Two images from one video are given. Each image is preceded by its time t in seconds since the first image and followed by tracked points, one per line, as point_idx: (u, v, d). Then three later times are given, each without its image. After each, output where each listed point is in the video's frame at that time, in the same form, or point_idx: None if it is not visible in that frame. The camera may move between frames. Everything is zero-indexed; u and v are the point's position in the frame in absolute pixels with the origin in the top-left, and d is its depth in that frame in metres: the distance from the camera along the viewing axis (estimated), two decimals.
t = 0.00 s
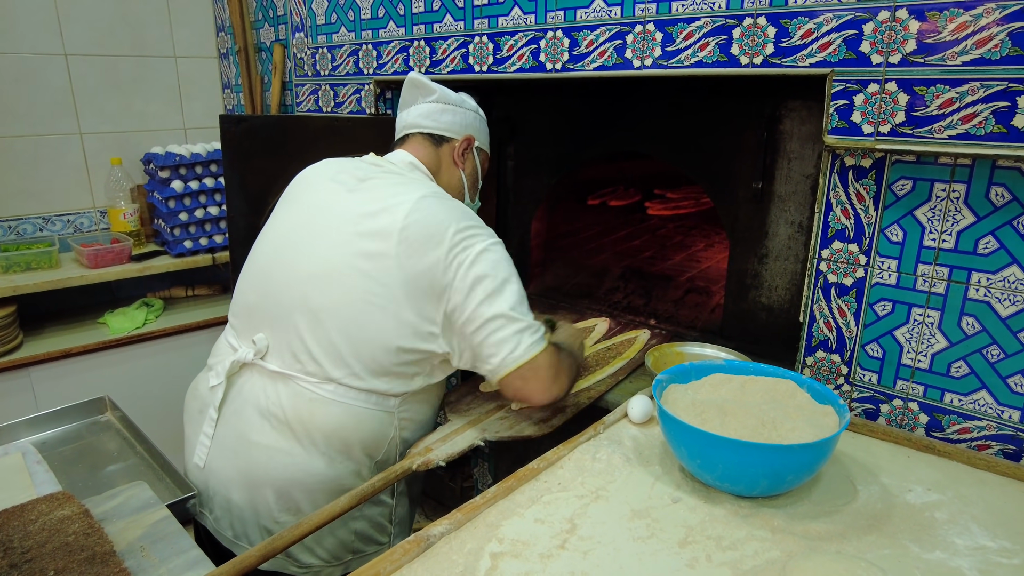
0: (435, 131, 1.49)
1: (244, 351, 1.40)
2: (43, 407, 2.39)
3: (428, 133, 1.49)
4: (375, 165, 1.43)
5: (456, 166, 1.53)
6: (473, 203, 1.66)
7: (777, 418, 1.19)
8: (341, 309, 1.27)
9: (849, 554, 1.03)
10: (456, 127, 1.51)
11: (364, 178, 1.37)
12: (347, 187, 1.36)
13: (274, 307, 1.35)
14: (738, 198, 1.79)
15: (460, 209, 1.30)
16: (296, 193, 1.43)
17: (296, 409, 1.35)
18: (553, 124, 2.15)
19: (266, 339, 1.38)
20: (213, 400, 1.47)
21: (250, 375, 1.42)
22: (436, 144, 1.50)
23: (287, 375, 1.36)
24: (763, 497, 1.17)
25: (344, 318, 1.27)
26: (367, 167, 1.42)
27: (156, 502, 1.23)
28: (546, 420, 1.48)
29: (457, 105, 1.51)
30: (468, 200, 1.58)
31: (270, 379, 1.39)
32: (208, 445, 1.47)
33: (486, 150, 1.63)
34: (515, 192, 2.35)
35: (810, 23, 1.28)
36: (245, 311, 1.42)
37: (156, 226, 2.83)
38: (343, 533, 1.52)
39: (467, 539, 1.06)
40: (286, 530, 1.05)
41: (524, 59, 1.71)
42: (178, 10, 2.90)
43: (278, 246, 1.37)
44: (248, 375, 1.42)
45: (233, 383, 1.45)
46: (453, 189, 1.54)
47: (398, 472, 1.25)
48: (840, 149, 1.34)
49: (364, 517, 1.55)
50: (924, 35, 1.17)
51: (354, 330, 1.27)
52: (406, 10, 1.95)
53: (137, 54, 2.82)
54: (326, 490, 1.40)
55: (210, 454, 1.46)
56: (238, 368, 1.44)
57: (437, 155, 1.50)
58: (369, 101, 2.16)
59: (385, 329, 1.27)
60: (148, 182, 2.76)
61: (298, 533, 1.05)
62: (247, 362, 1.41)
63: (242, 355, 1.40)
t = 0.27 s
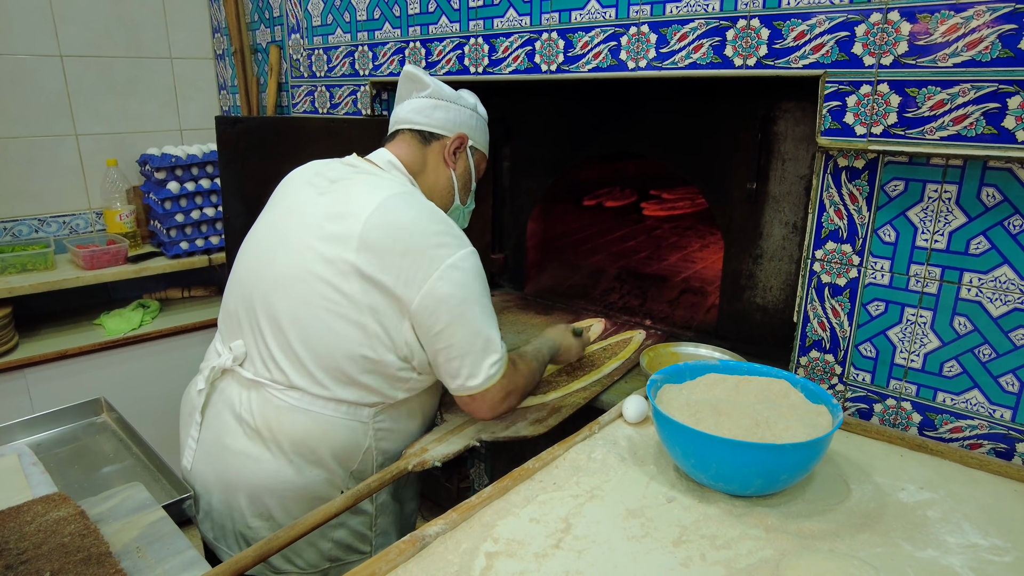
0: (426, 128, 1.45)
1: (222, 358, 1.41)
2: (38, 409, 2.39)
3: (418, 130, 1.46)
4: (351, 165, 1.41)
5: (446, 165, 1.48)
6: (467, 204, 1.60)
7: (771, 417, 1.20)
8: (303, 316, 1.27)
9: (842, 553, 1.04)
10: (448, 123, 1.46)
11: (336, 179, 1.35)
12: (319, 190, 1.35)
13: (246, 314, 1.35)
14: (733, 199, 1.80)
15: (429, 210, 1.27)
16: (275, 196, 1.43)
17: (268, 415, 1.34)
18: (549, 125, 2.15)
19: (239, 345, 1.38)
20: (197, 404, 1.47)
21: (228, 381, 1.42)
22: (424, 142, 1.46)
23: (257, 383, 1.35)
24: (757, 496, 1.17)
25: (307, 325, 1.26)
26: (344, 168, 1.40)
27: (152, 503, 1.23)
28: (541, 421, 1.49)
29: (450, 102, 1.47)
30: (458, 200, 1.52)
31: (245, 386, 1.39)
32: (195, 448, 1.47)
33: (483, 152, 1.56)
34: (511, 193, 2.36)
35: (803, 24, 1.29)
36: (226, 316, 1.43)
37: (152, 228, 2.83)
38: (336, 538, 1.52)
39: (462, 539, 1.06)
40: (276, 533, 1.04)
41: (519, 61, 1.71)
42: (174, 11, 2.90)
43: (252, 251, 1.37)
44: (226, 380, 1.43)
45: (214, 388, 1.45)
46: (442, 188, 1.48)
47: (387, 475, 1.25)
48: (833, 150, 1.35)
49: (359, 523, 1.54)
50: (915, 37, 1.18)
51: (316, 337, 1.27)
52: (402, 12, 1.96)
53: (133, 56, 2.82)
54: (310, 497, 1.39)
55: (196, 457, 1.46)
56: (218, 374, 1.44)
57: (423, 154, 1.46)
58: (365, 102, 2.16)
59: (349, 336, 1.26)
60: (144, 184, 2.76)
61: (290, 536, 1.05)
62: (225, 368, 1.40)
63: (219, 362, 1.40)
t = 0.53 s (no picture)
0: (417, 130, 1.41)
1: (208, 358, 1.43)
2: (35, 410, 2.39)
3: (408, 131, 1.42)
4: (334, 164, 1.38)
5: (435, 170, 1.44)
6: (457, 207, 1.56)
7: (764, 418, 1.21)
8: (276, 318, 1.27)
9: (834, 552, 1.05)
10: (440, 127, 1.42)
11: (315, 179, 1.32)
12: (297, 189, 1.33)
13: (226, 315, 1.36)
14: (728, 200, 1.81)
15: (400, 214, 1.22)
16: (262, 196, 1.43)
17: (249, 414, 1.35)
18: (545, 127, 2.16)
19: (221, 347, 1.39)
20: (189, 404, 1.50)
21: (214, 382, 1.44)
22: (411, 144, 1.42)
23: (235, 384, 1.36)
24: (751, 496, 1.18)
25: (280, 331, 1.26)
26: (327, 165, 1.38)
27: (148, 504, 1.23)
28: (537, 422, 1.49)
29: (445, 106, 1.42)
30: (445, 205, 1.48)
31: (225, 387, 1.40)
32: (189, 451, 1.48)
33: (475, 157, 1.52)
34: (507, 195, 2.36)
35: (796, 27, 1.29)
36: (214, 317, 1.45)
37: (148, 229, 2.83)
38: (322, 538, 1.52)
39: (457, 539, 1.07)
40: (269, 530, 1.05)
41: (515, 63, 1.72)
42: (170, 13, 2.91)
43: (233, 251, 1.37)
44: (212, 381, 1.45)
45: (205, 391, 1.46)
46: (425, 191, 1.43)
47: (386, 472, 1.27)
48: (826, 152, 1.36)
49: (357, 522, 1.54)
50: (907, 40, 1.19)
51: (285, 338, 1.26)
52: (398, 14, 1.96)
53: (129, 57, 2.83)
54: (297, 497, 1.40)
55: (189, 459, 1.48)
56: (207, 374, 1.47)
57: (411, 157, 1.42)
58: (361, 104, 2.17)
59: (317, 341, 1.25)
60: (141, 185, 2.76)
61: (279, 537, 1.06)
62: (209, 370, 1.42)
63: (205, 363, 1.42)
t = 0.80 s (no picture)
0: (398, 130, 1.40)
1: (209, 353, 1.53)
2: (33, 413, 2.39)
3: (389, 130, 1.41)
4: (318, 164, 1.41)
5: (414, 170, 1.41)
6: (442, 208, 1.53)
7: (757, 420, 1.22)
8: (253, 315, 1.31)
9: (826, 554, 1.06)
10: (420, 129, 1.39)
11: (294, 177, 1.35)
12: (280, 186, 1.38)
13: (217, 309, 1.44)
14: (723, 203, 1.82)
15: (358, 206, 1.22)
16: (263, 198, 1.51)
17: (233, 405, 1.40)
18: (541, 130, 2.17)
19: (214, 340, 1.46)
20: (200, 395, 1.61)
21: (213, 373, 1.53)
22: (393, 143, 1.40)
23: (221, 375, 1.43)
24: (744, 498, 1.19)
25: (253, 323, 1.31)
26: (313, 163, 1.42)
27: (145, 507, 1.24)
28: (532, 424, 1.50)
29: (428, 109, 1.39)
30: (423, 207, 1.46)
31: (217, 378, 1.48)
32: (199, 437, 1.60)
33: (462, 159, 1.48)
34: (503, 198, 2.38)
35: (789, 32, 1.30)
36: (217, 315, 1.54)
37: (146, 232, 2.83)
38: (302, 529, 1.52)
39: (452, 541, 1.08)
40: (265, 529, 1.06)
41: (510, 67, 1.73)
42: (168, 16, 2.91)
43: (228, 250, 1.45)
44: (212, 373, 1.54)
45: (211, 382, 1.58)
46: (404, 191, 1.41)
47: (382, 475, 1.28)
48: (819, 156, 1.37)
49: (348, 522, 1.54)
50: (898, 45, 1.20)
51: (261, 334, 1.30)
52: (394, 18, 1.97)
53: (127, 60, 2.83)
54: (278, 485, 1.43)
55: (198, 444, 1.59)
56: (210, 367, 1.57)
57: (389, 156, 1.40)
58: (358, 107, 2.17)
59: (281, 330, 1.28)
60: (139, 188, 2.77)
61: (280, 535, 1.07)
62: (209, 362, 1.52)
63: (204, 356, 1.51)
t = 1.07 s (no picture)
0: (392, 130, 1.40)
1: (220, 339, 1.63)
2: (30, 415, 2.40)
3: (384, 130, 1.41)
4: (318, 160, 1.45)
5: (406, 169, 1.41)
6: (435, 208, 1.52)
7: (750, 423, 1.22)
8: (244, 303, 1.37)
9: (819, 555, 1.06)
10: (413, 130, 1.39)
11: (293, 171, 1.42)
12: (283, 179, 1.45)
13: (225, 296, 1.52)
14: (719, 206, 1.82)
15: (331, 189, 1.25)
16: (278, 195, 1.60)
17: (234, 390, 1.46)
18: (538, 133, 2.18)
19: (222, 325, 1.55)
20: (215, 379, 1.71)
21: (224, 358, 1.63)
22: (385, 142, 1.41)
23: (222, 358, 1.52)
24: (737, 500, 1.19)
25: (240, 305, 1.38)
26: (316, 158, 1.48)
27: (141, 509, 1.24)
28: (528, 426, 1.50)
29: (423, 111, 1.39)
30: (414, 205, 1.46)
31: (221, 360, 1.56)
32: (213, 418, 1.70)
33: (454, 161, 1.46)
34: (501, 201, 2.39)
35: (781, 36, 1.31)
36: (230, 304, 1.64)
37: (144, 234, 2.84)
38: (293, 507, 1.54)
39: (446, 542, 1.08)
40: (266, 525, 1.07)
41: (506, 70, 1.74)
42: (166, 19, 2.92)
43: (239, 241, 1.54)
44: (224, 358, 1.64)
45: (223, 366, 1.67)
46: (393, 188, 1.41)
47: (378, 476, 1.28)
48: (812, 159, 1.38)
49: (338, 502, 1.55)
50: (889, 50, 1.20)
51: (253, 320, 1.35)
52: (391, 22, 1.98)
53: (125, 63, 2.84)
54: (267, 465, 1.48)
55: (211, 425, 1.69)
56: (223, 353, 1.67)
57: (383, 153, 1.41)
58: (356, 110, 2.18)
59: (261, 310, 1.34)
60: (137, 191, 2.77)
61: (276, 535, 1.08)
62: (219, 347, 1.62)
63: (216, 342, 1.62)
